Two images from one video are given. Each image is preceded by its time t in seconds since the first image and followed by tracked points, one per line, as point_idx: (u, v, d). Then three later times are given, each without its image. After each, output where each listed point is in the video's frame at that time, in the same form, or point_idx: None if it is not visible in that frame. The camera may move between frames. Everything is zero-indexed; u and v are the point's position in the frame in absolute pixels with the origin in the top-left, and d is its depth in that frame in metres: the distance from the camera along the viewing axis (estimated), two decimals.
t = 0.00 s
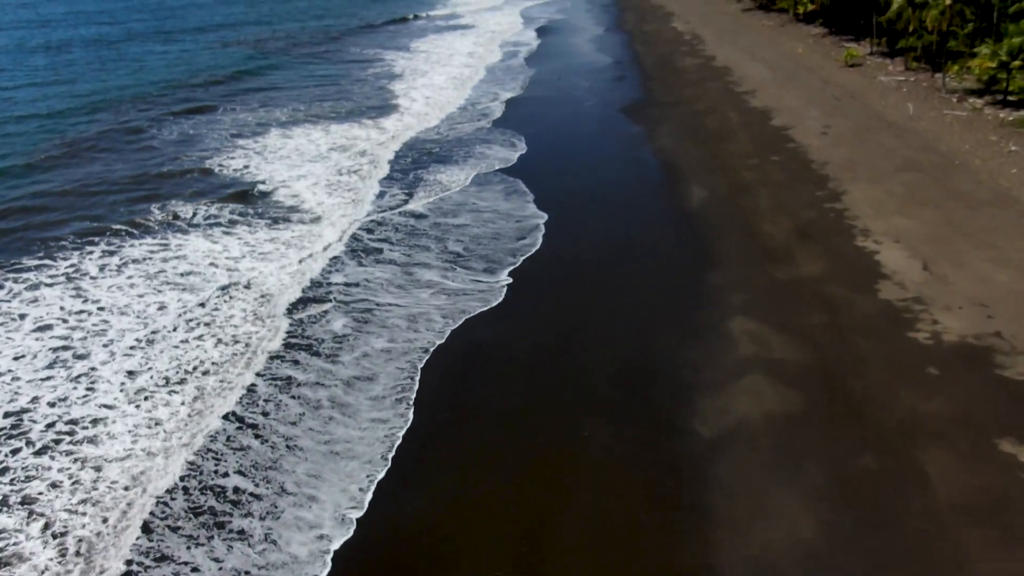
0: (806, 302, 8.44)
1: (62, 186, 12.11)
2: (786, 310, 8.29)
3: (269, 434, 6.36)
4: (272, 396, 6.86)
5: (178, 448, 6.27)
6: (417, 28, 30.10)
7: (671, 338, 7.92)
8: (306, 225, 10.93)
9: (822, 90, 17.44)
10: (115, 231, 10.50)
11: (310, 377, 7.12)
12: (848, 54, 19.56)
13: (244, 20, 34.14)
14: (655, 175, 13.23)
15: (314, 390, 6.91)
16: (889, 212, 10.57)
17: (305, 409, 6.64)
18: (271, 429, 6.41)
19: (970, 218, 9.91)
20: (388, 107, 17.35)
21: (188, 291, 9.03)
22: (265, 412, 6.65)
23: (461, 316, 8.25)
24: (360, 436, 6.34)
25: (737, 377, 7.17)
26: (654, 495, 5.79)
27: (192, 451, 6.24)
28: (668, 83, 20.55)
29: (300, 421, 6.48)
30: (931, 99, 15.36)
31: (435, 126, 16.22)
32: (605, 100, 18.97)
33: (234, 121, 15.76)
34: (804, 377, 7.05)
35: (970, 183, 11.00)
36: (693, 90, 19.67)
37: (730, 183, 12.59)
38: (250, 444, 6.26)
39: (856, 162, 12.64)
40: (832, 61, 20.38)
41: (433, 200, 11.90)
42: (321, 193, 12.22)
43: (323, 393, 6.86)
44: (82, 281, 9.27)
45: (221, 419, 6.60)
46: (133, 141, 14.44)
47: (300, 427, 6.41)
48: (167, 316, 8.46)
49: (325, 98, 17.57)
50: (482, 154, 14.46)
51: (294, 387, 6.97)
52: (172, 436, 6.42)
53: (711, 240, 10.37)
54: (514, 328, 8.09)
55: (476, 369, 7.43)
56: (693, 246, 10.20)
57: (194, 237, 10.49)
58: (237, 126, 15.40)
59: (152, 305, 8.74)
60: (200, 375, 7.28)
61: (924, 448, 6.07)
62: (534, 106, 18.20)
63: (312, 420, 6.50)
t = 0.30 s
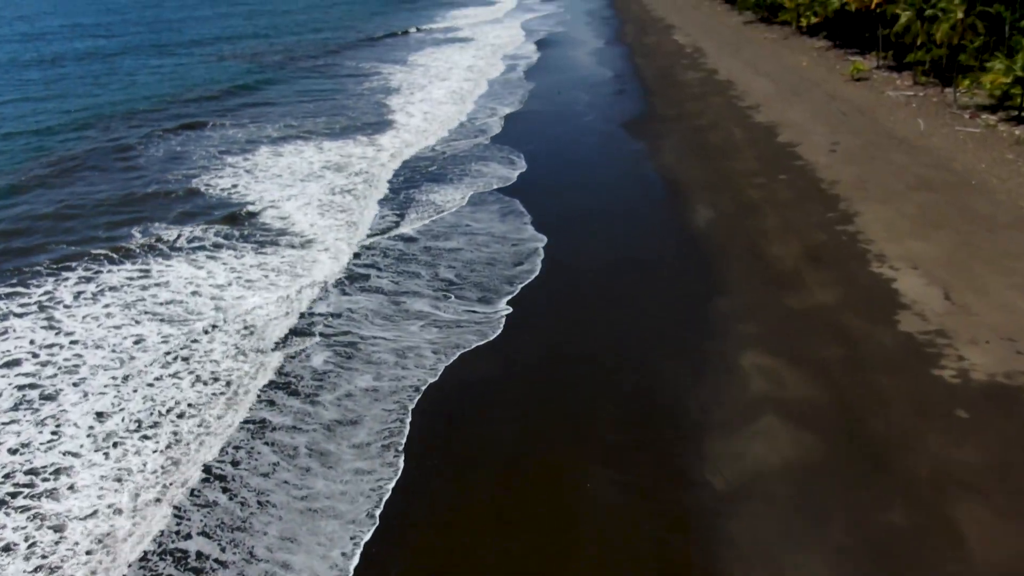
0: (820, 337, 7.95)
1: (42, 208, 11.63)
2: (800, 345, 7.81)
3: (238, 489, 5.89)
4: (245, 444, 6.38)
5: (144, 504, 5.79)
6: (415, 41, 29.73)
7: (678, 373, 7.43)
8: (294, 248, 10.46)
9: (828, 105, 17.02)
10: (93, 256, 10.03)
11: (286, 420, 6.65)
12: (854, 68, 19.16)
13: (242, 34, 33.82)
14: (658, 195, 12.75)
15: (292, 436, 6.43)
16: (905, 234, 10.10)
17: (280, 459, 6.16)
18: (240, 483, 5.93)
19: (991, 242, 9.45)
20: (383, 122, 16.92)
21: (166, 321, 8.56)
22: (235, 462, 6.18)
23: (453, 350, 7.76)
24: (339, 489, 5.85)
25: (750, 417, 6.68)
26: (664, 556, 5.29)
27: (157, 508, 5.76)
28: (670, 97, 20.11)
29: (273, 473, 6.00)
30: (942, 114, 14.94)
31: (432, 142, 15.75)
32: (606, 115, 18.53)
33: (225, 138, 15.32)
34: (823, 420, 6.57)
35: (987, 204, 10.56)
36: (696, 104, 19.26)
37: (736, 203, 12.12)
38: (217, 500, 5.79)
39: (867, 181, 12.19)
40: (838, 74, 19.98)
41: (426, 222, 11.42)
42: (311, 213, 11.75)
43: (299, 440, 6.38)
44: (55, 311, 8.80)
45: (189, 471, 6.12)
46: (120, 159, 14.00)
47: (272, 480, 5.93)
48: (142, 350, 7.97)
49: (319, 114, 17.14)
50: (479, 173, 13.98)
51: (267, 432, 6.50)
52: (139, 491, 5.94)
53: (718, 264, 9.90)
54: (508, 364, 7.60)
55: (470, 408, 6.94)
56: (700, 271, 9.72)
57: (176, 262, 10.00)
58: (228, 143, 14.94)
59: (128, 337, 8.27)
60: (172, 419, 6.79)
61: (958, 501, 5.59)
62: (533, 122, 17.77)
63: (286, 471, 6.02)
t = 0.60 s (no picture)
0: (841, 376, 7.49)
1: (21, 232, 11.15)
2: (819, 386, 7.35)
3: (200, 551, 5.43)
4: (212, 498, 5.91)
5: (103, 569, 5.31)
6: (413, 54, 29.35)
7: (689, 416, 6.94)
8: (281, 273, 9.97)
9: (835, 121, 16.60)
10: (70, 281, 9.55)
11: (257, 469, 6.18)
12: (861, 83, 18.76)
13: (238, 47, 33.46)
14: (662, 216, 12.29)
15: (264, 489, 5.95)
16: (922, 261, 9.64)
17: (249, 515, 5.70)
18: (204, 544, 5.47)
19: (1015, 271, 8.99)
20: (379, 138, 16.48)
21: (141, 354, 8.06)
22: (199, 519, 5.71)
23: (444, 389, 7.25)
24: (313, 551, 5.37)
25: (769, 466, 6.18)
26: None
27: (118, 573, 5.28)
28: (673, 112, 19.70)
29: (239, 533, 5.54)
30: (954, 132, 14.52)
31: (428, 159, 15.29)
32: (607, 131, 18.08)
33: (216, 154, 14.87)
34: (848, 472, 6.08)
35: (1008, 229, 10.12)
36: (700, 119, 18.84)
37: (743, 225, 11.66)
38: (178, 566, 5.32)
39: (881, 203, 11.75)
40: (844, 89, 19.57)
41: (418, 245, 10.94)
42: (301, 234, 11.26)
43: (270, 492, 5.91)
44: (25, 341, 8.31)
45: (155, 529, 5.64)
46: (105, 178, 13.54)
47: (239, 543, 5.47)
48: (115, 386, 7.49)
49: (314, 130, 16.71)
50: (476, 192, 13.50)
51: (236, 483, 6.04)
52: (98, 552, 5.45)
53: (726, 292, 9.41)
54: (501, 403, 7.12)
55: (463, 454, 6.43)
56: (707, 300, 9.23)
57: (156, 288, 9.51)
58: (217, 161, 14.47)
59: (100, 370, 7.77)
60: (142, 466, 6.30)
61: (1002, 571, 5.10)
62: (533, 138, 17.33)
63: (256, 531, 5.57)
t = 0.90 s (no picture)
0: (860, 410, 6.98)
1: None
2: (838, 420, 6.84)
3: None
4: (173, 559, 5.45)
5: None
6: (411, 68, 28.94)
7: (701, 457, 6.43)
8: (266, 299, 9.47)
9: (843, 136, 16.14)
10: (43, 310, 9.07)
11: (224, 523, 5.74)
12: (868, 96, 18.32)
13: (235, 60, 33.10)
14: (666, 236, 11.81)
15: (230, 548, 5.50)
16: (942, 286, 9.15)
17: None
18: None
19: None
20: (374, 154, 16.03)
21: (113, 389, 7.56)
22: None
23: (434, 431, 6.76)
24: None
25: (792, 521, 5.69)
26: None
27: None
28: (675, 127, 19.27)
29: None
30: (968, 148, 14.07)
31: (425, 176, 14.81)
32: (609, 147, 17.61)
33: (205, 172, 14.42)
34: (877, 528, 5.60)
35: None
36: (703, 134, 18.41)
37: (751, 246, 11.18)
38: None
39: (895, 223, 11.28)
40: (851, 103, 19.13)
41: (410, 270, 10.46)
42: (289, 256, 10.78)
43: (236, 553, 5.45)
44: None
45: None
46: (89, 197, 13.08)
47: None
48: (83, 425, 6.99)
49: (307, 146, 16.26)
50: (473, 211, 13.01)
51: (200, 541, 5.58)
52: None
53: (735, 319, 8.92)
54: (493, 444, 6.61)
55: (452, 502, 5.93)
56: (715, 327, 8.74)
57: (134, 316, 9.02)
58: (206, 178, 13.99)
59: (68, 408, 7.27)
60: (106, 520, 5.81)
61: None
62: (532, 153, 16.88)
63: None
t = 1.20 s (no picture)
0: (884, 455, 6.51)
1: None
2: (863, 467, 6.37)
3: None
4: None
5: None
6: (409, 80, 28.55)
7: (715, 510, 5.94)
8: (247, 326, 8.97)
9: (852, 151, 15.68)
10: (13, 341, 8.56)
11: None
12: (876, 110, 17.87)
13: (232, 73, 32.72)
14: (670, 258, 11.32)
15: None
16: (966, 313, 8.66)
17: None
18: None
19: None
20: (368, 169, 15.56)
21: (81, 428, 7.04)
22: None
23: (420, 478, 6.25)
24: None
25: None
26: None
27: None
28: (678, 141, 18.83)
29: None
30: (983, 164, 13.62)
31: (420, 193, 14.33)
32: (611, 162, 17.14)
33: (193, 189, 13.93)
34: None
35: None
36: (707, 148, 17.96)
37: (759, 269, 10.69)
38: None
39: (911, 244, 10.80)
40: (859, 116, 18.67)
41: (400, 294, 9.98)
42: (275, 278, 10.28)
43: None
44: None
45: None
46: (72, 217, 12.59)
47: None
48: (46, 470, 6.47)
49: (300, 161, 15.80)
50: (470, 230, 12.52)
51: None
52: None
53: (747, 350, 8.42)
54: (484, 491, 6.11)
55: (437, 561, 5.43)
56: (724, 360, 8.25)
57: (108, 345, 8.50)
58: (194, 196, 13.52)
59: (31, 450, 6.75)
60: None
61: None
62: (532, 168, 16.42)
63: None
